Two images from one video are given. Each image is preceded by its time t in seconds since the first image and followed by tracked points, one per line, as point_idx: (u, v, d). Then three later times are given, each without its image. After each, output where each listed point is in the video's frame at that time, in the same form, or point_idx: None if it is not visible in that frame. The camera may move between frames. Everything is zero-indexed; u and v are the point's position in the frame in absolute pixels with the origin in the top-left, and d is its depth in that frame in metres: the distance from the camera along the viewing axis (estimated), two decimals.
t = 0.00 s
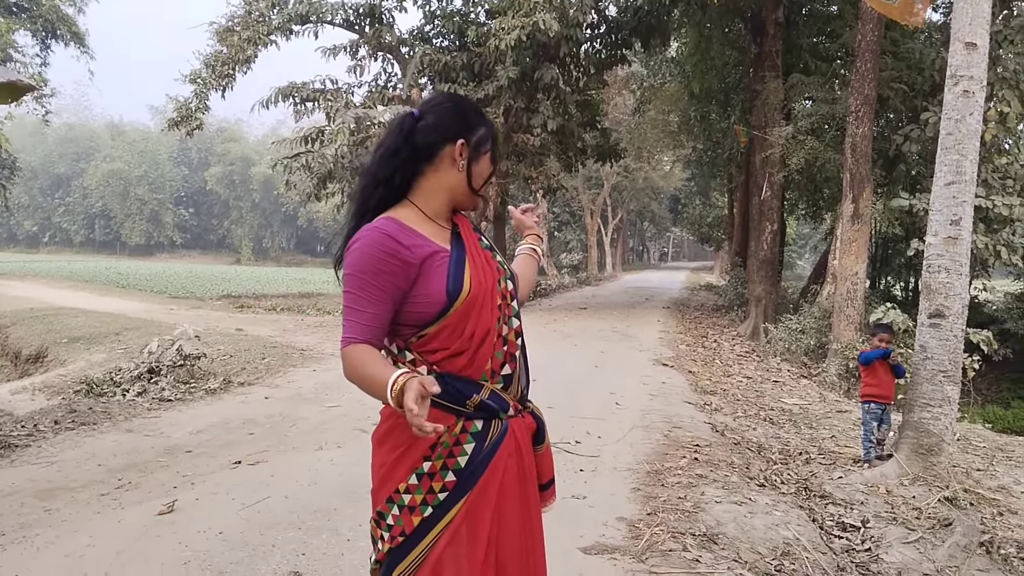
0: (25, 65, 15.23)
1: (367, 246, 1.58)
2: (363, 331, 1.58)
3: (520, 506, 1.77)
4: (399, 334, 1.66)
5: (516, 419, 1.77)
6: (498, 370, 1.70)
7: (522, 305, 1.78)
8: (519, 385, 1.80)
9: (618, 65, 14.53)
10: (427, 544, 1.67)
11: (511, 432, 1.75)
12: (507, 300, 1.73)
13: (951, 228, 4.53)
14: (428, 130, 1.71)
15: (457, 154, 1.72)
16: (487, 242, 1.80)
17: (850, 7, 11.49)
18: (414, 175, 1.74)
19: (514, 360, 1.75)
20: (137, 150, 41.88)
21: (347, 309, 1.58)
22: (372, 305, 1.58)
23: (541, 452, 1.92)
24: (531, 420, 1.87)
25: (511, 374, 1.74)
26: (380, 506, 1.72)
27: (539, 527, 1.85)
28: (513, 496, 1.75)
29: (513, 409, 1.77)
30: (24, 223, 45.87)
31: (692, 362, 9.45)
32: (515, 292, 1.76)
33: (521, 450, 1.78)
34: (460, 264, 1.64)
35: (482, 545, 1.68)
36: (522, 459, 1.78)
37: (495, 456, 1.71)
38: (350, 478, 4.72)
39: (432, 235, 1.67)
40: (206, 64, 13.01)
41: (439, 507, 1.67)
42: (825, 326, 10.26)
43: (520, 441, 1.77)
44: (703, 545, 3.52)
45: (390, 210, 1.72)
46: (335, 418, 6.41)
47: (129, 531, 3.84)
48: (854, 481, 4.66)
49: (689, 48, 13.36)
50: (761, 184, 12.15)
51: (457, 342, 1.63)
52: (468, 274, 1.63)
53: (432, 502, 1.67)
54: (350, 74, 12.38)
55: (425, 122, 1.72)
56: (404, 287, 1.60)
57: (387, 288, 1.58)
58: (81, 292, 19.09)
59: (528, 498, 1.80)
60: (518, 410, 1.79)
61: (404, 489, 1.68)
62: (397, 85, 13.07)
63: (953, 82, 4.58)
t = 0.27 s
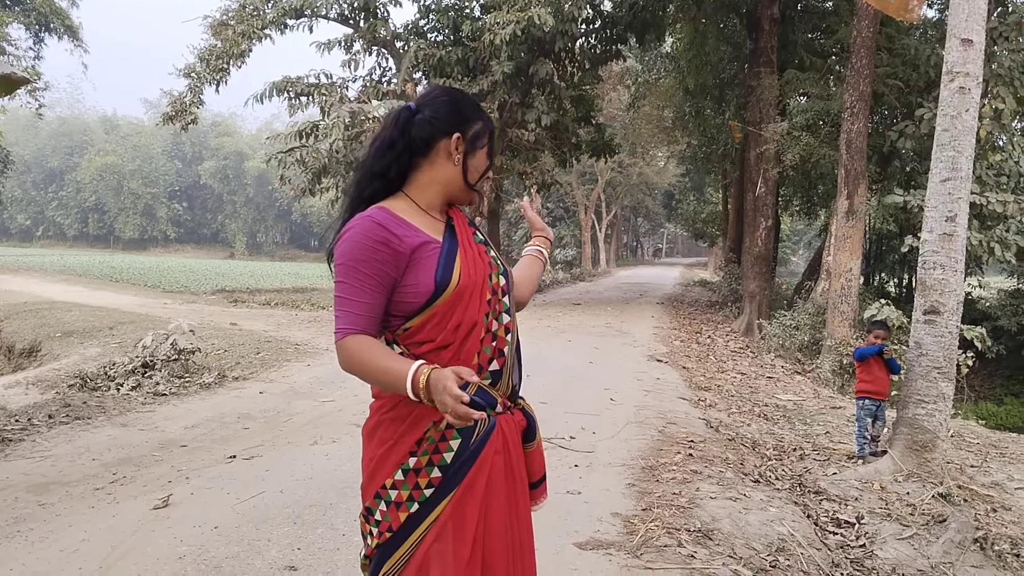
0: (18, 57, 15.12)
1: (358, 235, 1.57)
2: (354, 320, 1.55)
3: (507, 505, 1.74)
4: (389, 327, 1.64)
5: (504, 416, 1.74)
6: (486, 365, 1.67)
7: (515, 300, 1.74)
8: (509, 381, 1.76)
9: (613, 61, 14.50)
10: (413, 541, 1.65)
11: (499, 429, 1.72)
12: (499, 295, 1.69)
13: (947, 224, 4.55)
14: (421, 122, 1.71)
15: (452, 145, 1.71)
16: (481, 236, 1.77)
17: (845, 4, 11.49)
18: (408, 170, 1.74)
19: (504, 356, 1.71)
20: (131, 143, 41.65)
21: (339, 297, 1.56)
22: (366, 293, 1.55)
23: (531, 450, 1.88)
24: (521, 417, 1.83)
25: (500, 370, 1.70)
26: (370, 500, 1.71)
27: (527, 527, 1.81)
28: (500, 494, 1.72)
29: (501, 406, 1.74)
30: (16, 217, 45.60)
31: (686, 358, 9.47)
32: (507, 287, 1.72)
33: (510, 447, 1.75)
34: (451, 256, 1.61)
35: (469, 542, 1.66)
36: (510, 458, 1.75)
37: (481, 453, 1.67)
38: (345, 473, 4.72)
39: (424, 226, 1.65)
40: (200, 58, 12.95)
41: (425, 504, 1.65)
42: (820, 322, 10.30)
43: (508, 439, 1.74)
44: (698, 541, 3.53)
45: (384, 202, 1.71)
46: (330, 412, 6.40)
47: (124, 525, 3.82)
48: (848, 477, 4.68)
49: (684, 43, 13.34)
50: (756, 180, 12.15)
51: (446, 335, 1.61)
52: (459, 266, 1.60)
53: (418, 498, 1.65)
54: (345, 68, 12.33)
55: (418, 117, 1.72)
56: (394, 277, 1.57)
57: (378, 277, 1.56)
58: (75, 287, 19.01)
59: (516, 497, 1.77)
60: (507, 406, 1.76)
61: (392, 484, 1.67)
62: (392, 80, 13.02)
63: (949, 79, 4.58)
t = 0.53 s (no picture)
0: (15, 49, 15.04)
1: (347, 222, 1.57)
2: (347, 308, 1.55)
3: (491, 500, 1.71)
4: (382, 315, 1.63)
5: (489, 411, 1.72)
6: (473, 354, 1.64)
7: (507, 291, 1.71)
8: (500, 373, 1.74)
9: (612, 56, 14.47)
10: (396, 533, 1.63)
11: (483, 423, 1.70)
12: (491, 286, 1.66)
13: (946, 222, 4.55)
14: (410, 110, 1.70)
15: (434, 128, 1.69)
16: (478, 226, 1.74)
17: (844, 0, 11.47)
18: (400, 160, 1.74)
19: (491, 346, 1.68)
20: (128, 137, 41.52)
21: (328, 285, 1.56)
22: (355, 280, 1.54)
23: (520, 448, 1.85)
24: (509, 413, 1.81)
25: (488, 360, 1.67)
26: (356, 491, 1.70)
27: (512, 524, 1.78)
28: (483, 488, 1.69)
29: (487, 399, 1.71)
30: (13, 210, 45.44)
31: (683, 354, 9.48)
32: (500, 278, 1.69)
33: (495, 442, 1.73)
34: (440, 244, 1.60)
35: (451, 535, 1.63)
36: (495, 452, 1.72)
37: (465, 445, 1.66)
38: (342, 468, 4.71)
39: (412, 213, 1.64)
40: (198, 51, 12.90)
41: (408, 495, 1.63)
42: (817, 319, 10.32)
43: (492, 433, 1.71)
44: (696, 537, 3.54)
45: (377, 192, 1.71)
46: (328, 407, 6.40)
47: (121, 519, 3.82)
48: (845, 474, 4.69)
49: (683, 39, 13.32)
50: (754, 177, 12.15)
51: (433, 323, 1.59)
52: (447, 253, 1.59)
53: (401, 489, 1.63)
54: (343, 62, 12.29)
55: (398, 109, 1.72)
56: (382, 265, 1.57)
57: (366, 264, 1.55)
58: (72, 280, 18.96)
59: (500, 492, 1.74)
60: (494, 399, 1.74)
61: (376, 474, 1.65)
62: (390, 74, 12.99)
63: (949, 76, 4.58)
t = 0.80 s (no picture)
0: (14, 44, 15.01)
1: (329, 219, 1.59)
2: (327, 302, 1.58)
3: (471, 494, 1.67)
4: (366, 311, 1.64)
5: (472, 406, 1.66)
6: (454, 352, 1.60)
7: (498, 289, 1.64)
8: (487, 371, 1.68)
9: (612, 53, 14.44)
10: (378, 527, 1.63)
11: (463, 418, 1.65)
12: (479, 283, 1.60)
13: (946, 220, 4.55)
14: (404, 108, 1.71)
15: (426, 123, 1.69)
16: (475, 223, 1.68)
17: None
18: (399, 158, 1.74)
19: (475, 344, 1.62)
20: (127, 132, 41.52)
21: (313, 282, 1.61)
22: (336, 278, 1.57)
23: (509, 445, 1.79)
24: (496, 408, 1.76)
25: (469, 357, 1.62)
26: (345, 483, 1.71)
27: (496, 520, 1.73)
28: (462, 482, 1.65)
29: (470, 396, 1.66)
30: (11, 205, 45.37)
31: (682, 352, 9.49)
32: (490, 275, 1.62)
33: (475, 437, 1.67)
34: (422, 241, 1.58)
35: (428, 530, 1.61)
36: (476, 447, 1.68)
37: (444, 441, 1.63)
38: (341, 464, 4.72)
39: (397, 209, 1.64)
40: (197, 47, 12.88)
41: (388, 489, 1.62)
42: (815, 317, 10.33)
43: (474, 430, 1.66)
44: (694, 534, 3.54)
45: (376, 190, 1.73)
46: (327, 403, 6.40)
47: (120, 514, 3.82)
48: (843, 472, 4.70)
49: (682, 37, 13.32)
50: (753, 175, 12.16)
51: (410, 320, 1.57)
52: (426, 251, 1.56)
53: (381, 482, 1.63)
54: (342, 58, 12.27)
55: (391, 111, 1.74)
56: (363, 262, 1.58)
57: (345, 261, 1.57)
58: (71, 275, 18.95)
59: (482, 487, 1.70)
60: (480, 396, 1.69)
61: (359, 467, 1.66)
62: (390, 70, 12.96)
63: (950, 74, 4.58)
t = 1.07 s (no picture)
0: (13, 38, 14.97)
1: (330, 215, 1.58)
2: (322, 300, 1.60)
3: (463, 492, 1.67)
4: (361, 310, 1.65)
5: (468, 404, 1.67)
6: (451, 354, 1.60)
7: (496, 294, 1.65)
8: (483, 372, 1.68)
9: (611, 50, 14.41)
10: (372, 524, 1.63)
11: (459, 418, 1.65)
12: (479, 288, 1.61)
13: (945, 219, 4.55)
14: (413, 107, 1.70)
15: (437, 128, 1.69)
16: (474, 226, 1.68)
17: None
18: (402, 154, 1.72)
19: (473, 347, 1.63)
20: (127, 128, 41.48)
21: (310, 275, 1.60)
22: (334, 275, 1.58)
23: (502, 441, 1.79)
24: (490, 406, 1.75)
25: (466, 360, 1.62)
26: (338, 478, 1.70)
27: (488, 517, 1.74)
28: (456, 481, 1.65)
29: (466, 394, 1.66)
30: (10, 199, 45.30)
31: (681, 350, 9.50)
32: (489, 280, 1.63)
33: (470, 436, 1.67)
34: (424, 244, 1.56)
35: (422, 528, 1.60)
36: (470, 446, 1.67)
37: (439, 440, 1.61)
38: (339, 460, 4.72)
39: (400, 209, 1.62)
40: (197, 42, 12.85)
41: (382, 487, 1.61)
42: (814, 315, 10.34)
43: (468, 429, 1.66)
44: (692, 532, 3.54)
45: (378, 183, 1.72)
46: (325, 399, 6.39)
47: (118, 510, 3.82)
48: (841, 471, 4.70)
49: (682, 34, 13.30)
50: (753, 173, 12.14)
51: (409, 322, 1.57)
52: (428, 254, 1.55)
53: (376, 480, 1.62)
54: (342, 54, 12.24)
55: (403, 108, 1.71)
56: (362, 260, 1.58)
57: (343, 262, 1.57)
58: (69, 270, 18.93)
59: (476, 485, 1.70)
60: (475, 395, 1.69)
61: (353, 464, 1.64)
62: (389, 67, 12.94)
63: (949, 73, 4.58)
